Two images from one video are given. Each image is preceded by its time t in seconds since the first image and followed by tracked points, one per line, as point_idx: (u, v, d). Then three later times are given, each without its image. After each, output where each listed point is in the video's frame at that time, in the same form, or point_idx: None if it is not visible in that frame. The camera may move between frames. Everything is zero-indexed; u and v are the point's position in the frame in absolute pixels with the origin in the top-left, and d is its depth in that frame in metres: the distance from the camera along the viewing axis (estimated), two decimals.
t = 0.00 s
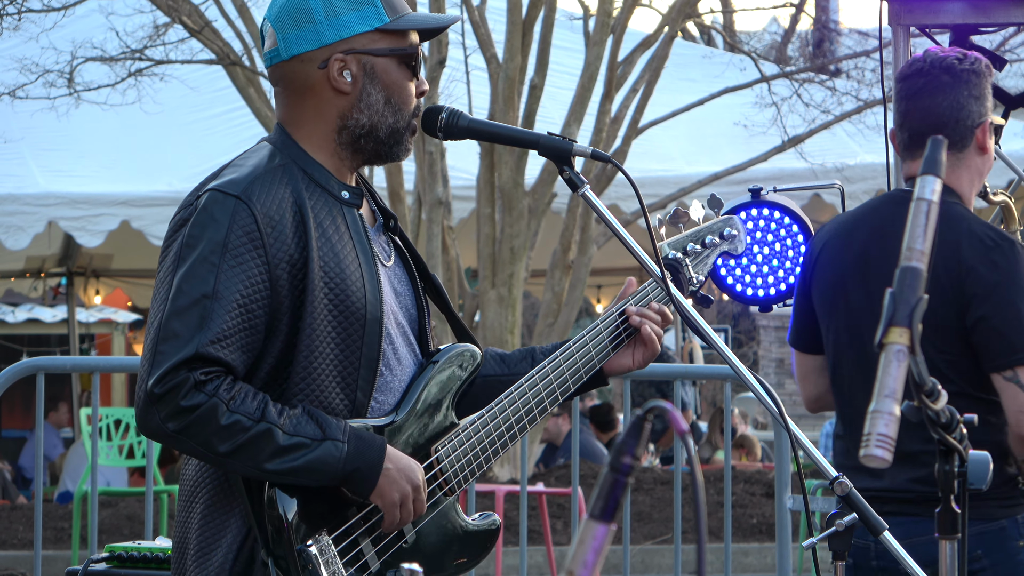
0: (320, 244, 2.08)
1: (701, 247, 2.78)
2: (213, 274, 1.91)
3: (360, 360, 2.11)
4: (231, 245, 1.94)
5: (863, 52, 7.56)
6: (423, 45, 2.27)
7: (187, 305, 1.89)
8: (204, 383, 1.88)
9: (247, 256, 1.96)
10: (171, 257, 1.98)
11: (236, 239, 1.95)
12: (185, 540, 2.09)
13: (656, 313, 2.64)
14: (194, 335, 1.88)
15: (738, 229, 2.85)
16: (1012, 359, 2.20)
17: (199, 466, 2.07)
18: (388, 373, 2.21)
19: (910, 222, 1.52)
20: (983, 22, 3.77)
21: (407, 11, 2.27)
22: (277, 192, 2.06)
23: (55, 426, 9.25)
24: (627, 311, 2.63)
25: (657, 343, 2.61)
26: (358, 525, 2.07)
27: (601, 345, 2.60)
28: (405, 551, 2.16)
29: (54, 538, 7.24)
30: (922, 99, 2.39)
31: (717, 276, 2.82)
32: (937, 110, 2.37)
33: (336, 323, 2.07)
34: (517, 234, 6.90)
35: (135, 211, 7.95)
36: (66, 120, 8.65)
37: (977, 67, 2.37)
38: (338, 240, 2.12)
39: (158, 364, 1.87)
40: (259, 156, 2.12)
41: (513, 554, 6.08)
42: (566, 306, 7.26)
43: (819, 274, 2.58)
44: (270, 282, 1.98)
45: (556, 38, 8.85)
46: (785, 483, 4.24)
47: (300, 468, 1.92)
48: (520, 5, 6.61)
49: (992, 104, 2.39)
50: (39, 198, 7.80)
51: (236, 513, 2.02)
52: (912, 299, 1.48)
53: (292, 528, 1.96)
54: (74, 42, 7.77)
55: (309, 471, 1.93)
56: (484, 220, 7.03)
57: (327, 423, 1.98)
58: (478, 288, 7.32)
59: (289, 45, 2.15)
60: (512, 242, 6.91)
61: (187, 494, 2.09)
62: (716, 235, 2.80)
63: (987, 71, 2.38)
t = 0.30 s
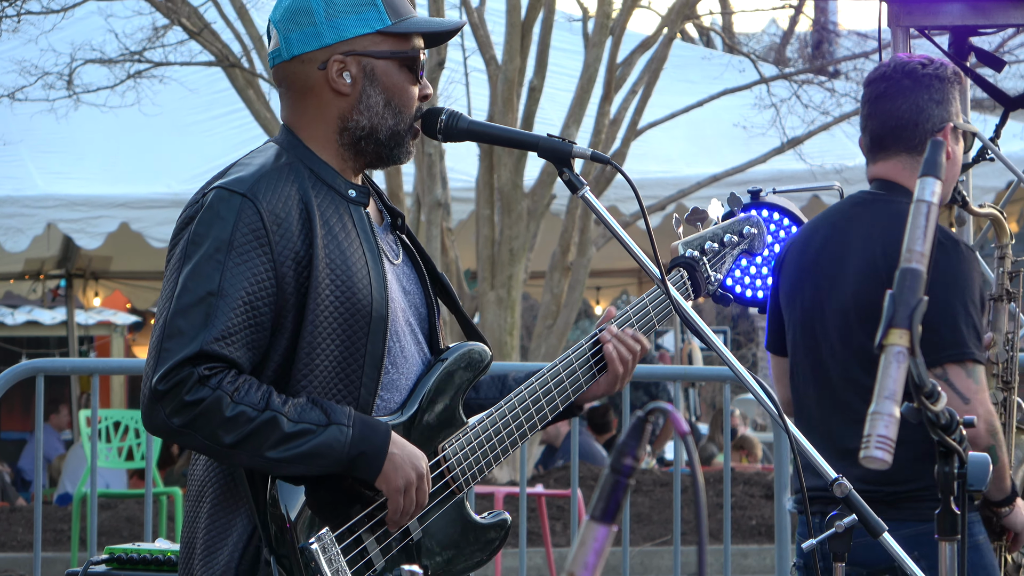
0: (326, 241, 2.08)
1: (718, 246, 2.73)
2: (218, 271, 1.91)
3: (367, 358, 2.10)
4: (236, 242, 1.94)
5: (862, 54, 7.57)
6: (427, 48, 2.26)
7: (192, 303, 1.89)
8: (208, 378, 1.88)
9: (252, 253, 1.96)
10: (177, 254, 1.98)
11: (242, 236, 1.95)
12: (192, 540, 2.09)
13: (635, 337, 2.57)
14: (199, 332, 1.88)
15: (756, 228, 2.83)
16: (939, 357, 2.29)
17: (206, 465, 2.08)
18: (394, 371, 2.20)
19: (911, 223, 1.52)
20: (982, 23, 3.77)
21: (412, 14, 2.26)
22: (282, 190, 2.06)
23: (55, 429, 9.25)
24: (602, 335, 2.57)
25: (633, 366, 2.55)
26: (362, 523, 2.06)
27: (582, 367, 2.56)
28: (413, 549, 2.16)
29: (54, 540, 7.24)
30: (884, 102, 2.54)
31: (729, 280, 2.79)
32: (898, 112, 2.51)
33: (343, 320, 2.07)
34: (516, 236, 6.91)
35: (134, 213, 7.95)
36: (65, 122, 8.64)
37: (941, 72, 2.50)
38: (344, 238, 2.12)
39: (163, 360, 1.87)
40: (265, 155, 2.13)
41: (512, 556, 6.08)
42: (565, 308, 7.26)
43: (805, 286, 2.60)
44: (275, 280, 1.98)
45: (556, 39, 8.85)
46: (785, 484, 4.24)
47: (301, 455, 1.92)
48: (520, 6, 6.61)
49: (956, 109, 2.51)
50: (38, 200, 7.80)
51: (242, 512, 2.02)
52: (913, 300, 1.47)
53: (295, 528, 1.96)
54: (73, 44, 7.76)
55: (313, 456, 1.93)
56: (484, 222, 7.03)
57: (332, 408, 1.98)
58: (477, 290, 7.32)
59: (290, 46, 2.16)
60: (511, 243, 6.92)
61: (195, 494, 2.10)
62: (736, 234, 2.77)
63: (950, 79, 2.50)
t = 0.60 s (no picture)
0: (324, 243, 2.08)
1: (712, 247, 2.75)
2: (217, 275, 1.91)
3: (365, 359, 2.10)
4: (234, 246, 1.94)
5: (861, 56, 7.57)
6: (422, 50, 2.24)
7: (192, 306, 1.89)
8: (210, 382, 1.88)
9: (250, 257, 1.96)
10: (175, 260, 1.98)
11: (240, 240, 1.95)
12: (193, 544, 2.08)
13: (637, 340, 2.60)
14: (199, 336, 1.88)
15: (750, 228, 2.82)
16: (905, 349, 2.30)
17: (207, 468, 2.07)
18: (394, 373, 2.20)
19: (911, 226, 1.52)
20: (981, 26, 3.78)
21: (406, 16, 2.24)
22: (280, 194, 2.06)
23: (54, 429, 9.24)
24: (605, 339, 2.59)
25: (633, 365, 2.57)
26: (365, 524, 2.06)
27: (576, 370, 2.56)
28: (412, 551, 2.16)
29: (52, 540, 7.23)
30: (852, 103, 2.62)
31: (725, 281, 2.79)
32: (865, 111, 2.58)
33: (341, 321, 2.06)
34: (515, 237, 6.91)
35: (133, 213, 7.95)
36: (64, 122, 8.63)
37: (908, 72, 2.57)
38: (342, 240, 2.12)
39: (165, 364, 1.87)
40: (261, 159, 2.12)
41: (511, 557, 6.08)
42: (563, 309, 7.26)
43: (801, 289, 2.61)
44: (274, 283, 1.98)
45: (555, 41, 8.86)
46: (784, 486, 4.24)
47: (306, 462, 1.92)
48: (519, 8, 6.62)
49: (925, 108, 2.56)
50: (37, 200, 7.80)
51: (244, 514, 2.01)
52: (912, 303, 1.47)
53: (299, 529, 1.95)
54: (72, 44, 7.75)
55: (316, 464, 1.93)
56: (483, 223, 7.03)
57: (334, 415, 1.98)
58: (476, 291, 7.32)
59: (283, 51, 2.16)
60: (510, 245, 6.92)
61: (195, 497, 2.08)
62: (729, 235, 2.77)
63: (918, 79, 2.57)
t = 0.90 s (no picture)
0: (331, 242, 2.08)
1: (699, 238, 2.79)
2: (228, 273, 1.91)
3: (372, 357, 2.10)
4: (245, 244, 1.94)
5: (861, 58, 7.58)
6: (414, 49, 2.22)
7: (203, 304, 1.88)
8: (225, 378, 1.88)
9: (261, 254, 1.95)
10: (184, 259, 1.97)
11: (250, 238, 1.95)
12: (203, 544, 2.06)
13: (625, 334, 2.62)
14: (212, 333, 1.88)
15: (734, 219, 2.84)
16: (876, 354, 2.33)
17: (217, 467, 2.05)
18: (400, 371, 2.21)
19: (913, 225, 1.52)
20: (982, 27, 3.79)
21: (397, 16, 2.22)
22: (288, 193, 2.06)
23: (54, 430, 9.23)
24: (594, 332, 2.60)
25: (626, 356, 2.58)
26: (376, 525, 2.08)
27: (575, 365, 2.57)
28: (419, 550, 2.16)
29: (52, 540, 7.23)
30: (845, 103, 2.63)
31: (716, 268, 2.81)
32: (856, 112, 2.59)
33: (350, 319, 2.07)
34: (515, 238, 6.92)
35: (133, 213, 7.97)
36: (64, 122, 8.64)
37: (903, 71, 2.58)
38: (348, 239, 2.12)
39: (178, 363, 1.87)
40: (266, 159, 2.12)
41: (510, 558, 6.08)
42: (563, 310, 7.26)
43: (796, 284, 2.65)
44: (284, 281, 1.98)
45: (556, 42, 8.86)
46: (784, 487, 4.24)
47: (320, 455, 1.91)
48: (520, 9, 6.61)
49: (920, 108, 2.56)
50: (37, 200, 7.80)
51: (255, 515, 2.00)
52: (914, 304, 1.47)
53: (311, 527, 1.97)
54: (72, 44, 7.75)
55: (332, 456, 1.92)
56: (483, 224, 7.03)
57: (348, 408, 1.97)
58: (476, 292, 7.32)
59: (273, 58, 2.19)
60: (510, 246, 6.92)
61: (205, 499, 2.07)
62: (714, 225, 2.81)
63: (913, 78, 2.57)
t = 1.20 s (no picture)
0: (335, 248, 2.08)
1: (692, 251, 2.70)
2: (234, 278, 1.90)
3: (376, 361, 2.10)
4: (250, 250, 1.94)
5: (863, 60, 7.57)
6: (408, 52, 2.21)
7: (210, 311, 1.88)
8: (232, 385, 1.87)
9: (266, 260, 1.95)
10: (188, 267, 1.97)
11: (255, 244, 1.95)
12: (211, 551, 2.06)
13: (622, 343, 2.60)
14: (219, 339, 1.87)
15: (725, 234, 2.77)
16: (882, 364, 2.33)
17: (222, 474, 2.05)
18: (404, 377, 2.21)
19: (914, 227, 1.52)
20: (984, 29, 3.77)
21: (391, 18, 2.21)
22: (291, 200, 2.06)
23: (55, 429, 9.23)
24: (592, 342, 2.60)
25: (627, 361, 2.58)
26: (385, 527, 2.09)
27: (572, 372, 2.57)
28: (422, 552, 2.20)
29: (52, 539, 7.23)
30: (861, 104, 2.63)
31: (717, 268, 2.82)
32: (871, 114, 2.59)
33: (354, 324, 2.07)
34: (516, 239, 6.90)
35: (134, 213, 7.97)
36: (65, 122, 8.64)
37: (919, 71, 2.55)
38: (352, 245, 2.12)
39: (185, 369, 1.86)
40: (267, 166, 2.12)
41: (511, 558, 6.08)
42: (564, 311, 7.25)
43: (810, 286, 2.65)
44: (290, 286, 1.98)
45: (556, 43, 8.86)
46: (784, 489, 4.23)
47: (330, 463, 1.92)
48: (520, 10, 6.61)
49: (936, 108, 2.53)
50: (38, 200, 7.80)
51: (263, 520, 2.00)
52: (915, 305, 1.47)
53: (322, 531, 1.97)
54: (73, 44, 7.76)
55: (341, 464, 1.93)
56: (484, 225, 7.02)
57: (355, 416, 1.98)
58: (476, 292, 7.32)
59: (271, 72, 2.20)
60: (511, 247, 6.91)
61: (211, 505, 2.07)
62: (705, 239, 2.72)
63: (929, 79, 2.54)
